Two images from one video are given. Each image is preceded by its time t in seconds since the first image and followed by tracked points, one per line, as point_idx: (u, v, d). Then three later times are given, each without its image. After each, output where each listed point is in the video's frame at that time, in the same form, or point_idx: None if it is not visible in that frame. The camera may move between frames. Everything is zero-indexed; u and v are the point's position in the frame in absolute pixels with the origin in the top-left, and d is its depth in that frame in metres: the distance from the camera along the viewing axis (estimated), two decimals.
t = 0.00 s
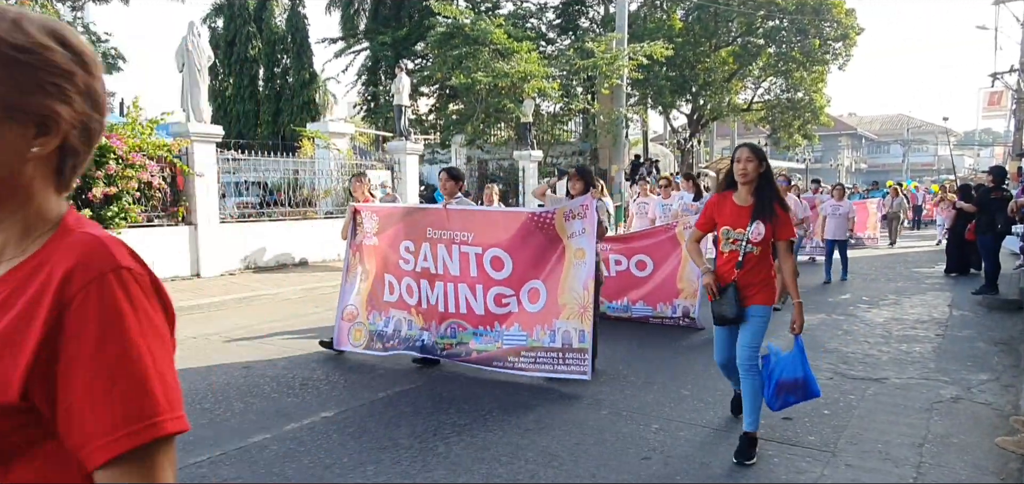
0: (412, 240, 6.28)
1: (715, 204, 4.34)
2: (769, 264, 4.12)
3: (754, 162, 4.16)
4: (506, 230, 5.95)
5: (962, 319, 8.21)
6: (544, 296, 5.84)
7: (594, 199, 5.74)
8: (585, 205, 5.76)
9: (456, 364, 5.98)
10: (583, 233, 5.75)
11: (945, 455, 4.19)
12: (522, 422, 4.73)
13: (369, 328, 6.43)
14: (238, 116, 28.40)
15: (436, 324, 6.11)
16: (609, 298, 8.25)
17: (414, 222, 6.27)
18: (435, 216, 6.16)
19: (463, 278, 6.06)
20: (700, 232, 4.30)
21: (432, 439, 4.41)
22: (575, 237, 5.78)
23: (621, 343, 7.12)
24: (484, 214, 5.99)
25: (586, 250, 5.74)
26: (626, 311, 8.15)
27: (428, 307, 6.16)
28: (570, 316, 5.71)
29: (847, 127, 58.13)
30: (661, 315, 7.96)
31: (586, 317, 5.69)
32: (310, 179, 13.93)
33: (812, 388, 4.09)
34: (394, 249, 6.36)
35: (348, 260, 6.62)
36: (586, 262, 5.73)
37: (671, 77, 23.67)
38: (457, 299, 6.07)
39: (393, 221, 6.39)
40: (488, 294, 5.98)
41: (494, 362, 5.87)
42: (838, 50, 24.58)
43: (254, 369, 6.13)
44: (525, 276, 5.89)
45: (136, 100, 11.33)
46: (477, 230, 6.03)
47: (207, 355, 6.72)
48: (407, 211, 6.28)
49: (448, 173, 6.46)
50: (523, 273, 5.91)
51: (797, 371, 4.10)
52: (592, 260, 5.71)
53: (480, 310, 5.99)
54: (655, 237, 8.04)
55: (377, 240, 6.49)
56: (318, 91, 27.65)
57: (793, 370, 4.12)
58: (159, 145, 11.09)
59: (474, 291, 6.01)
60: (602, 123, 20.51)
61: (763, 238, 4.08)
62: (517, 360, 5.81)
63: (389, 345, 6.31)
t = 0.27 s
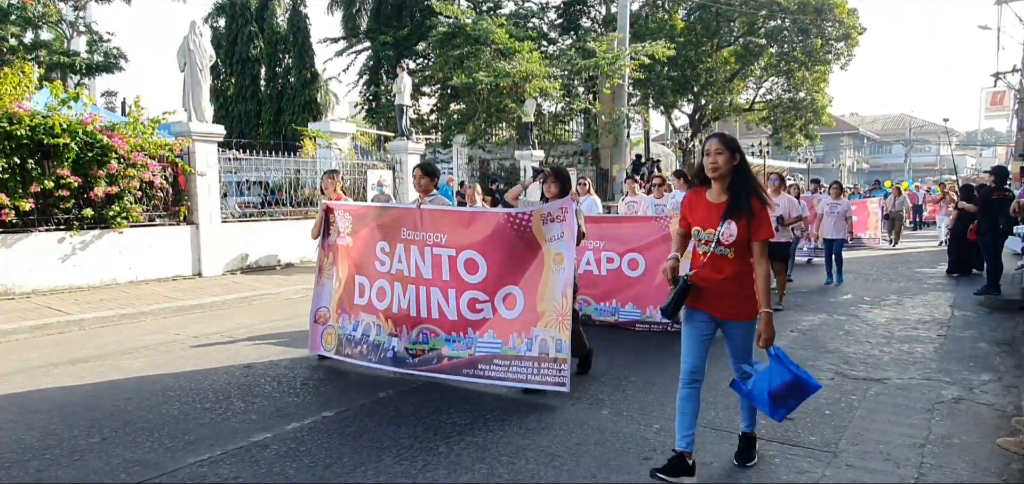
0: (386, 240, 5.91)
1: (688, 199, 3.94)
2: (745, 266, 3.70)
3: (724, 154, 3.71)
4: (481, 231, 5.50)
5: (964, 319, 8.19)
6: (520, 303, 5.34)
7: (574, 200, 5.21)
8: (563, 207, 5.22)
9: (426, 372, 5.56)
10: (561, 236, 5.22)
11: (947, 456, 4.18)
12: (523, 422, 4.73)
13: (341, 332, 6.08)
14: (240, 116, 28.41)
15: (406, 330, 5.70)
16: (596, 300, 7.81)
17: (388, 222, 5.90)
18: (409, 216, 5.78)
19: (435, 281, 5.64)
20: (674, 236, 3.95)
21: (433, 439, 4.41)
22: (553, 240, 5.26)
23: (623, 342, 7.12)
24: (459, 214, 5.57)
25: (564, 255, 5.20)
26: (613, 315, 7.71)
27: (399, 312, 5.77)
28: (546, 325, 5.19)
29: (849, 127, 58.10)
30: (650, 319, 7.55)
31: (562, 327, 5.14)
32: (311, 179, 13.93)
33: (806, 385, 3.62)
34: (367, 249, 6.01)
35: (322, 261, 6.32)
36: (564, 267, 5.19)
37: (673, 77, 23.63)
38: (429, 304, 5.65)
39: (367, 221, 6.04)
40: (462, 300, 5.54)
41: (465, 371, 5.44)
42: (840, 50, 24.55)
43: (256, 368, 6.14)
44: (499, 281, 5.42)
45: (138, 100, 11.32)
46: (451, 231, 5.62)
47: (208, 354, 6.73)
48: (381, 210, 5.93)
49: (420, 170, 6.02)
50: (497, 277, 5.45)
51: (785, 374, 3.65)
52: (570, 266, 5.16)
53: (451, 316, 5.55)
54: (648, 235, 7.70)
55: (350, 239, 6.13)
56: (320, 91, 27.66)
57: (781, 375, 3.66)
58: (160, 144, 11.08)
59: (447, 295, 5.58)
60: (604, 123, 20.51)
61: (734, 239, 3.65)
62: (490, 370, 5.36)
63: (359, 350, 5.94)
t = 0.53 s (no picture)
0: (359, 243, 5.68)
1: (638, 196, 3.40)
2: (706, 271, 3.21)
3: (676, 146, 3.18)
4: (456, 234, 5.30)
5: (964, 319, 8.19)
6: (496, 307, 5.13)
7: (549, 197, 5.07)
8: (538, 206, 5.07)
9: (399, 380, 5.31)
10: (537, 236, 5.05)
11: (947, 456, 4.18)
12: (522, 421, 4.72)
13: (310, 338, 5.82)
14: (240, 115, 28.41)
15: (380, 335, 5.48)
16: (585, 303, 7.60)
17: (361, 224, 5.69)
18: (382, 218, 5.58)
19: (409, 286, 5.42)
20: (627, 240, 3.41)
21: (433, 438, 4.41)
22: (530, 241, 5.10)
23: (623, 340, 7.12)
24: (433, 216, 5.36)
25: (540, 256, 5.02)
26: (603, 318, 7.48)
27: (372, 317, 5.54)
28: (521, 329, 4.98)
29: (849, 126, 58.14)
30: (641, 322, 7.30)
31: (538, 331, 4.94)
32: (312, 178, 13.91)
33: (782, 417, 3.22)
34: (340, 252, 5.78)
35: (290, 264, 6.01)
36: (540, 269, 5.01)
37: (673, 76, 23.61)
38: (403, 309, 5.42)
39: (340, 224, 5.80)
40: (437, 305, 5.31)
41: (441, 378, 5.19)
42: (840, 50, 24.55)
43: (256, 368, 6.13)
44: (475, 285, 5.21)
45: (138, 99, 11.31)
46: (425, 233, 5.42)
47: (209, 353, 6.72)
48: (353, 212, 5.72)
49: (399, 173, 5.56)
50: (473, 280, 5.23)
51: (761, 402, 3.24)
52: (547, 267, 4.98)
53: (426, 321, 5.33)
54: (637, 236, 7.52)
55: (322, 243, 5.88)
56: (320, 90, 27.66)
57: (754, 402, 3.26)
58: (160, 144, 11.10)
59: (422, 300, 5.35)
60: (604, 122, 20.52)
61: (693, 243, 3.15)
62: (465, 376, 5.10)
63: (330, 358, 5.69)
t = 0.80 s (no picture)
0: (328, 246, 5.22)
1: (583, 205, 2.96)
2: (660, 288, 2.79)
3: (627, 146, 2.78)
4: (428, 238, 4.80)
5: (964, 317, 8.19)
6: (469, 318, 4.64)
7: (523, 203, 4.53)
8: (513, 210, 4.55)
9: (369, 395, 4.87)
10: (513, 241, 4.56)
11: (946, 454, 4.18)
12: (522, 420, 4.72)
13: (280, 345, 5.43)
14: (240, 115, 28.42)
15: (349, 346, 5.02)
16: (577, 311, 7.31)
17: (328, 224, 5.22)
18: (350, 219, 5.10)
19: (379, 293, 4.94)
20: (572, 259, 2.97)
21: (432, 437, 4.41)
22: (505, 247, 4.58)
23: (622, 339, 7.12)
24: (404, 218, 4.87)
25: (516, 264, 4.52)
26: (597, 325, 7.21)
27: (342, 326, 5.09)
28: (496, 341, 4.50)
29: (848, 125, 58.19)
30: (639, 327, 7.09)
31: (514, 344, 4.46)
32: (312, 177, 13.92)
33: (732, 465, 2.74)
34: (308, 254, 5.34)
35: (260, 266, 5.62)
36: (515, 277, 4.51)
37: (672, 75, 23.60)
38: (374, 318, 4.95)
39: (308, 225, 5.35)
40: (408, 314, 4.84)
41: (412, 394, 4.72)
42: (840, 48, 24.56)
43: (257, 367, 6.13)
44: (449, 293, 4.70)
45: (138, 99, 11.31)
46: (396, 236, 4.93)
47: (208, 353, 6.72)
48: (320, 212, 5.25)
49: (368, 167, 5.70)
50: (446, 287, 4.73)
51: (709, 446, 2.75)
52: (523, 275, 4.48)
53: (397, 332, 4.85)
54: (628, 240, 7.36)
55: (290, 243, 5.45)
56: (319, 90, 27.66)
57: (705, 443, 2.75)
58: (160, 144, 11.11)
59: (393, 309, 4.88)
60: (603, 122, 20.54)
61: (641, 258, 2.72)
62: (439, 392, 4.64)
63: (300, 366, 5.26)
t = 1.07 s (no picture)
0: (294, 252, 5.13)
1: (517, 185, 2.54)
2: (581, 293, 2.29)
3: (548, 122, 2.30)
4: (392, 243, 4.77)
5: (962, 316, 8.19)
6: (436, 322, 4.70)
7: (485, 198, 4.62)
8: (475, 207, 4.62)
9: (341, 403, 4.86)
10: (475, 241, 4.62)
11: (944, 452, 4.19)
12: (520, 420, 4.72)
13: (249, 354, 5.37)
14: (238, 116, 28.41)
15: (317, 355, 4.98)
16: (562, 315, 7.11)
17: (293, 231, 5.15)
18: (314, 226, 5.03)
19: (344, 300, 4.89)
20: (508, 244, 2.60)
21: (432, 437, 4.41)
22: (468, 248, 4.65)
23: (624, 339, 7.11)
24: (368, 223, 4.82)
25: (479, 264, 4.60)
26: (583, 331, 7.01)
27: (309, 334, 5.04)
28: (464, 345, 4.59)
29: (847, 124, 58.20)
30: (625, 335, 6.86)
31: (480, 347, 4.55)
32: (310, 178, 13.93)
33: None
34: (274, 261, 5.26)
35: (229, 272, 5.53)
36: (479, 277, 4.60)
37: (671, 75, 23.58)
38: (340, 326, 4.90)
39: (274, 231, 5.27)
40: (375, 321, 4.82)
41: (382, 401, 4.74)
42: (838, 47, 24.59)
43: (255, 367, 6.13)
44: (415, 299, 4.72)
45: (136, 99, 11.30)
46: (360, 243, 4.88)
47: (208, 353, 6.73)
48: (285, 218, 5.19)
49: (330, 170, 5.41)
50: (413, 293, 4.73)
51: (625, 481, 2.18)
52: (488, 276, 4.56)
53: (365, 340, 4.83)
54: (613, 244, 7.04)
55: (257, 249, 5.37)
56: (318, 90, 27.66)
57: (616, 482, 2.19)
58: (158, 144, 11.08)
59: (359, 317, 4.84)
60: (602, 121, 20.56)
61: (554, 254, 2.27)
62: (409, 400, 4.68)
63: (269, 376, 5.22)
